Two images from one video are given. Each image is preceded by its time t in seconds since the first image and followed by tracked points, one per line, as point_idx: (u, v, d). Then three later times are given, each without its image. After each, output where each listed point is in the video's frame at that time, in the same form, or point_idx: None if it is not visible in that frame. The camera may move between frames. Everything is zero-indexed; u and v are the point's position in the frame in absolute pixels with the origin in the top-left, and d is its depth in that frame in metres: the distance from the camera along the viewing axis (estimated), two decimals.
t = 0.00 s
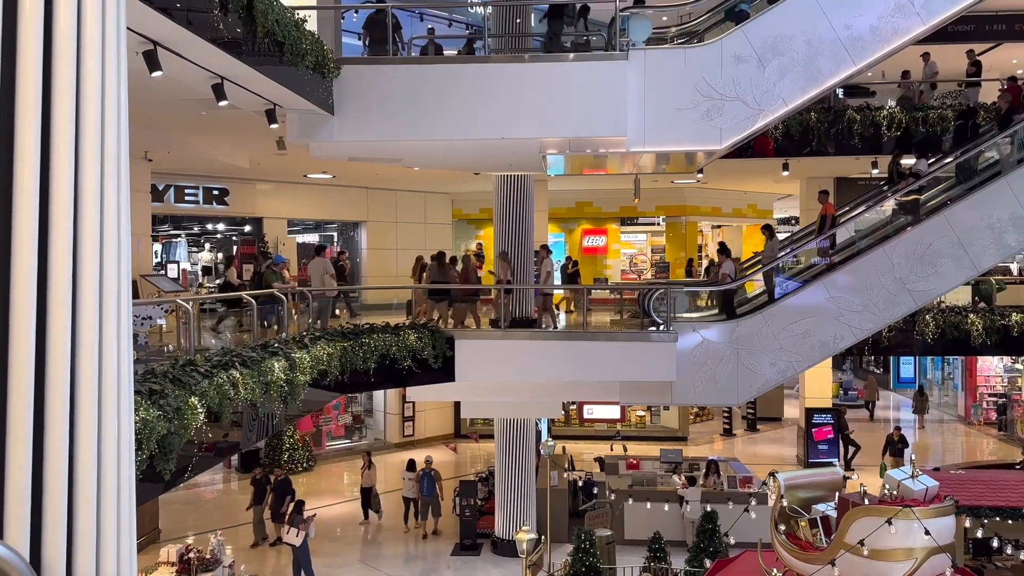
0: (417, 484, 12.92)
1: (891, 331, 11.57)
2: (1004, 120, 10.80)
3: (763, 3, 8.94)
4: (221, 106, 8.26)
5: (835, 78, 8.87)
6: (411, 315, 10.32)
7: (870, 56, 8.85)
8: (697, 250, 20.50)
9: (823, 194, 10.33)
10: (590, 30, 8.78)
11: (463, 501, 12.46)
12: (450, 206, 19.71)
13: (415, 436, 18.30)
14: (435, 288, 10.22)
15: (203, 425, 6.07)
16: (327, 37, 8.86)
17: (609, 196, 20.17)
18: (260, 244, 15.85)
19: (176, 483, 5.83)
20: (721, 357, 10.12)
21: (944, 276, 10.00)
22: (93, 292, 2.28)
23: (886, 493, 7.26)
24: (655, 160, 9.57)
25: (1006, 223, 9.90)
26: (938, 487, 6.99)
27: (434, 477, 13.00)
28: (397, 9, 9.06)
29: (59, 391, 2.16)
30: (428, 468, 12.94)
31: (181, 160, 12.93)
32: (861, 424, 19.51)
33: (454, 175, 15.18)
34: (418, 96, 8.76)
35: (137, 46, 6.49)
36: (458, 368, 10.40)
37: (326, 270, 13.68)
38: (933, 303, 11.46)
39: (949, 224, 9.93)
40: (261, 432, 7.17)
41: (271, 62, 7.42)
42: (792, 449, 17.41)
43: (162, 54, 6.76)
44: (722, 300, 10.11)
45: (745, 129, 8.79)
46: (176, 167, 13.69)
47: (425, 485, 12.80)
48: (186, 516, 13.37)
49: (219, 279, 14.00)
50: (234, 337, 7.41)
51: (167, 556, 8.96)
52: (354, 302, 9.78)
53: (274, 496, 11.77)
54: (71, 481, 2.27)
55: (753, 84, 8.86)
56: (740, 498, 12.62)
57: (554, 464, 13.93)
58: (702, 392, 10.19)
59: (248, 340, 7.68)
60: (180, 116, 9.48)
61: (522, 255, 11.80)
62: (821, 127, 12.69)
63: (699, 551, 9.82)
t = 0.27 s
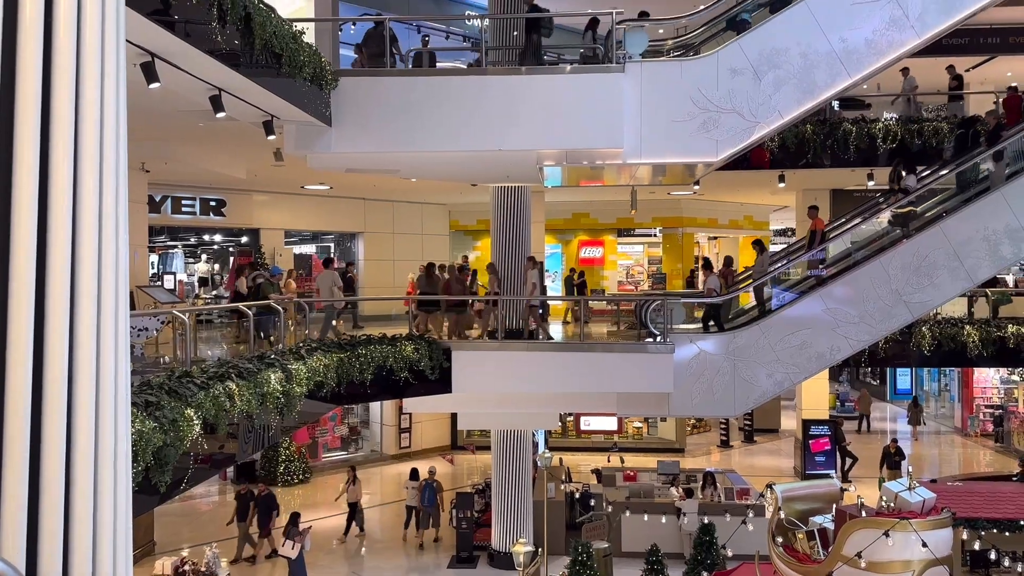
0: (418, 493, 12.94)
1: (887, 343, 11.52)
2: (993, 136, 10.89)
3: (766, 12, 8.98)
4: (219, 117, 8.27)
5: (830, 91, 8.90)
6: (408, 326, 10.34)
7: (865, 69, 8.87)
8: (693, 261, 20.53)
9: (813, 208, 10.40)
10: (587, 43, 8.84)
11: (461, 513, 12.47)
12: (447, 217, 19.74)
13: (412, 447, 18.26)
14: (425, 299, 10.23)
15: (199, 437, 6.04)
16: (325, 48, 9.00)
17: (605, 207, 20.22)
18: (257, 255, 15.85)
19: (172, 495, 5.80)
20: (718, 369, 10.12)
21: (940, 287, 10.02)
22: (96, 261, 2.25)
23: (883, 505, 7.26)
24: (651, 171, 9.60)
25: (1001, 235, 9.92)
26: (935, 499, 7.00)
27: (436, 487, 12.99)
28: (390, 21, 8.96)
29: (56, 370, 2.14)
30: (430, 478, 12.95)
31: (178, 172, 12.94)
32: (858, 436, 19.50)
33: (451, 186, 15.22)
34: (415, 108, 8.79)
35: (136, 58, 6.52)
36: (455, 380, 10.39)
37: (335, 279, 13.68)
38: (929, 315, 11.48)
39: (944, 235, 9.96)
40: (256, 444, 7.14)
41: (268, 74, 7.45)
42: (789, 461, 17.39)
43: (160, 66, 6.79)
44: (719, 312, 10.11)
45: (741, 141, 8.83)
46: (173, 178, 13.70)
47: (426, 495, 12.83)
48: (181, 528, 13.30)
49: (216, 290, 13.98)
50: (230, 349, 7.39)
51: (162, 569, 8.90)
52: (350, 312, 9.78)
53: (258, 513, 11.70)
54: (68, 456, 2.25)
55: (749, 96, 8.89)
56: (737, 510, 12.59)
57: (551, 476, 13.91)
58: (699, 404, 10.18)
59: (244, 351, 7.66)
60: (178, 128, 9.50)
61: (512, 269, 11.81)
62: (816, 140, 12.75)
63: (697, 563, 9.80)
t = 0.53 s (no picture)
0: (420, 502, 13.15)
1: (883, 356, 11.58)
2: (981, 151, 10.97)
3: (767, 23, 8.97)
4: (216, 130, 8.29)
5: (825, 104, 8.94)
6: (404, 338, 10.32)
7: (861, 83, 8.89)
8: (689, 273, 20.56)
9: (802, 224, 10.44)
10: (582, 58, 8.88)
11: (457, 526, 12.42)
12: (444, 229, 19.76)
13: (408, 460, 18.21)
14: (416, 311, 10.19)
15: (194, 450, 6.02)
16: (322, 61, 9.10)
17: (602, 219, 20.26)
18: (254, 267, 15.84)
19: (166, 508, 5.77)
20: (714, 381, 10.12)
21: (936, 300, 10.04)
22: (109, 199, 2.21)
23: (881, 518, 7.26)
24: (648, 184, 9.63)
25: (996, 248, 9.95)
26: (932, 512, 6.99)
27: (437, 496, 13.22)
28: (389, 34, 9.09)
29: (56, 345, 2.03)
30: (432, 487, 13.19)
31: (175, 184, 12.94)
32: (854, 449, 19.49)
33: (448, 198, 15.25)
34: (412, 121, 8.81)
35: (134, 71, 6.54)
36: (451, 392, 10.37)
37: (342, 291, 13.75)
38: (925, 327, 11.51)
39: (940, 248, 9.98)
40: (251, 457, 7.11)
41: (267, 87, 7.48)
42: (786, 474, 17.36)
43: (159, 79, 6.81)
44: (715, 324, 10.13)
45: (737, 154, 8.87)
46: (170, 190, 13.70)
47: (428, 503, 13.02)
48: (176, 542, 13.23)
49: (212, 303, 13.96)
50: (226, 361, 7.36)
51: None
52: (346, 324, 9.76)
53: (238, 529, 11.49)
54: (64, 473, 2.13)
55: (745, 110, 8.93)
56: (734, 523, 12.53)
57: (548, 489, 13.90)
58: (695, 417, 10.17)
59: (240, 364, 7.63)
60: (175, 140, 9.51)
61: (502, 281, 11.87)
62: (812, 153, 12.79)
63: None
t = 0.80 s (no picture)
0: (420, 515, 13.28)
1: (879, 370, 11.59)
2: (968, 168, 11.05)
3: (767, 36, 8.98)
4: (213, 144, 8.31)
5: (820, 120, 8.94)
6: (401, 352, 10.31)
7: (856, 98, 8.92)
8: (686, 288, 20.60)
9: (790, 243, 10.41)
10: (580, 74, 8.97)
11: (452, 542, 12.76)
12: (440, 243, 19.80)
13: (404, 475, 18.15)
14: (413, 324, 10.17)
15: (189, 465, 5.99)
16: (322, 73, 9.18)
17: (598, 234, 20.32)
18: (250, 280, 15.82)
19: (160, 523, 5.73)
20: (710, 396, 10.10)
21: (932, 315, 10.06)
22: (118, 129, 2.24)
23: (877, 534, 7.22)
24: (643, 199, 9.66)
25: (991, 263, 9.99)
26: (929, 528, 6.95)
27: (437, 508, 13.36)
28: (388, 50, 9.11)
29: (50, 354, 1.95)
30: (431, 500, 13.34)
31: (172, 197, 12.95)
32: (851, 464, 19.46)
33: (445, 212, 15.29)
34: (409, 136, 8.86)
35: (131, 85, 6.56)
36: (447, 406, 10.34)
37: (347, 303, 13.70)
38: (921, 342, 11.53)
39: (935, 263, 10.01)
40: (246, 472, 7.06)
41: (264, 101, 7.52)
42: (782, 489, 17.32)
43: (156, 93, 6.83)
44: (711, 339, 10.14)
45: (732, 170, 8.91)
46: (167, 204, 13.71)
47: (428, 516, 13.13)
48: (169, 557, 13.13)
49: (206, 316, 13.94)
50: (220, 375, 7.32)
51: None
52: (343, 339, 9.76)
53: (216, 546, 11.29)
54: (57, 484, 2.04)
55: (740, 126, 8.96)
56: (731, 538, 12.41)
57: (544, 504, 13.88)
58: (692, 431, 10.15)
59: (235, 379, 7.60)
60: (172, 154, 9.53)
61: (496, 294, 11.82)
62: (807, 168, 12.85)
63: None
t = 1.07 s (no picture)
0: (418, 524, 13.47)
1: (874, 384, 11.63)
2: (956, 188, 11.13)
3: (769, 46, 9.08)
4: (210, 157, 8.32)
5: (815, 134, 9.00)
6: (397, 364, 10.30)
7: (850, 112, 8.95)
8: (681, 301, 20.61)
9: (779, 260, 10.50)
10: (576, 87, 9.01)
11: (448, 554, 12.99)
12: (436, 256, 19.80)
13: (398, 488, 18.06)
14: (410, 337, 10.17)
15: (182, 478, 5.95)
16: (316, 89, 9.26)
17: (594, 246, 20.35)
18: (245, 293, 15.79)
19: (153, 537, 5.69)
20: (706, 410, 10.08)
21: (927, 328, 10.05)
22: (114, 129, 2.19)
23: (872, 548, 7.21)
24: (639, 212, 9.69)
25: (985, 276, 9.99)
26: (925, 543, 6.95)
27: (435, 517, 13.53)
28: (384, 63, 9.17)
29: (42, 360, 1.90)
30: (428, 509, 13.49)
31: (168, 210, 12.95)
32: (847, 477, 19.43)
33: (441, 225, 15.30)
34: (406, 148, 8.87)
35: (128, 98, 6.58)
36: (442, 419, 10.31)
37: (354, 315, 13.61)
38: (916, 355, 11.51)
39: (930, 277, 10.00)
40: (240, 486, 7.02)
41: (260, 114, 7.52)
42: (778, 503, 17.27)
43: (152, 106, 6.85)
44: (707, 352, 10.11)
45: (727, 184, 8.93)
46: (162, 216, 13.71)
47: (426, 526, 13.33)
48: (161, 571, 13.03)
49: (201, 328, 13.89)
50: (214, 389, 7.28)
51: None
52: (338, 352, 9.78)
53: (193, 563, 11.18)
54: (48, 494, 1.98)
55: (735, 139, 9.00)
56: (727, 552, 12.21)
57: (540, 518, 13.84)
58: (688, 444, 10.13)
59: (229, 392, 7.57)
60: (168, 167, 9.54)
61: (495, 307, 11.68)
62: (802, 181, 12.87)
63: None
